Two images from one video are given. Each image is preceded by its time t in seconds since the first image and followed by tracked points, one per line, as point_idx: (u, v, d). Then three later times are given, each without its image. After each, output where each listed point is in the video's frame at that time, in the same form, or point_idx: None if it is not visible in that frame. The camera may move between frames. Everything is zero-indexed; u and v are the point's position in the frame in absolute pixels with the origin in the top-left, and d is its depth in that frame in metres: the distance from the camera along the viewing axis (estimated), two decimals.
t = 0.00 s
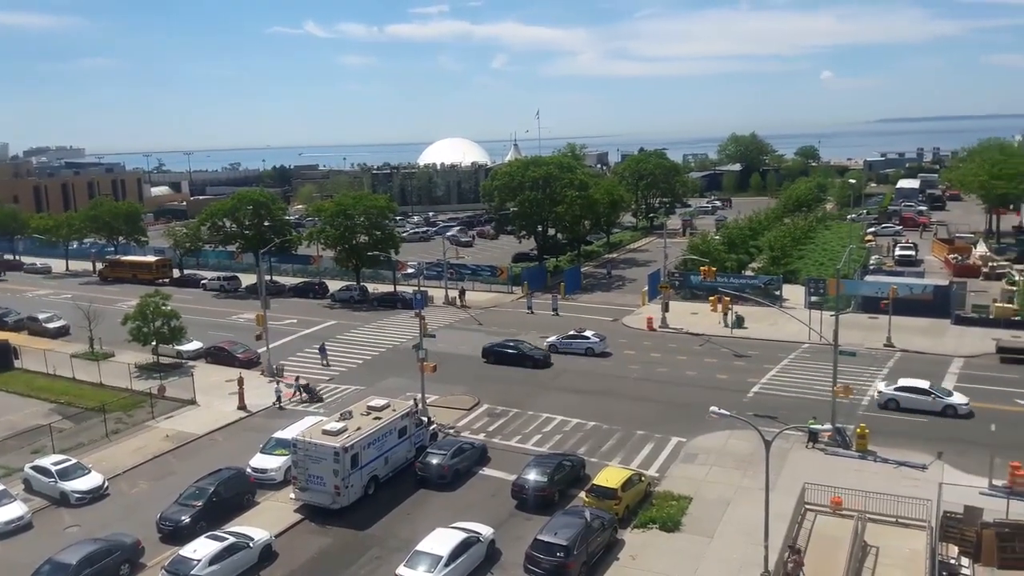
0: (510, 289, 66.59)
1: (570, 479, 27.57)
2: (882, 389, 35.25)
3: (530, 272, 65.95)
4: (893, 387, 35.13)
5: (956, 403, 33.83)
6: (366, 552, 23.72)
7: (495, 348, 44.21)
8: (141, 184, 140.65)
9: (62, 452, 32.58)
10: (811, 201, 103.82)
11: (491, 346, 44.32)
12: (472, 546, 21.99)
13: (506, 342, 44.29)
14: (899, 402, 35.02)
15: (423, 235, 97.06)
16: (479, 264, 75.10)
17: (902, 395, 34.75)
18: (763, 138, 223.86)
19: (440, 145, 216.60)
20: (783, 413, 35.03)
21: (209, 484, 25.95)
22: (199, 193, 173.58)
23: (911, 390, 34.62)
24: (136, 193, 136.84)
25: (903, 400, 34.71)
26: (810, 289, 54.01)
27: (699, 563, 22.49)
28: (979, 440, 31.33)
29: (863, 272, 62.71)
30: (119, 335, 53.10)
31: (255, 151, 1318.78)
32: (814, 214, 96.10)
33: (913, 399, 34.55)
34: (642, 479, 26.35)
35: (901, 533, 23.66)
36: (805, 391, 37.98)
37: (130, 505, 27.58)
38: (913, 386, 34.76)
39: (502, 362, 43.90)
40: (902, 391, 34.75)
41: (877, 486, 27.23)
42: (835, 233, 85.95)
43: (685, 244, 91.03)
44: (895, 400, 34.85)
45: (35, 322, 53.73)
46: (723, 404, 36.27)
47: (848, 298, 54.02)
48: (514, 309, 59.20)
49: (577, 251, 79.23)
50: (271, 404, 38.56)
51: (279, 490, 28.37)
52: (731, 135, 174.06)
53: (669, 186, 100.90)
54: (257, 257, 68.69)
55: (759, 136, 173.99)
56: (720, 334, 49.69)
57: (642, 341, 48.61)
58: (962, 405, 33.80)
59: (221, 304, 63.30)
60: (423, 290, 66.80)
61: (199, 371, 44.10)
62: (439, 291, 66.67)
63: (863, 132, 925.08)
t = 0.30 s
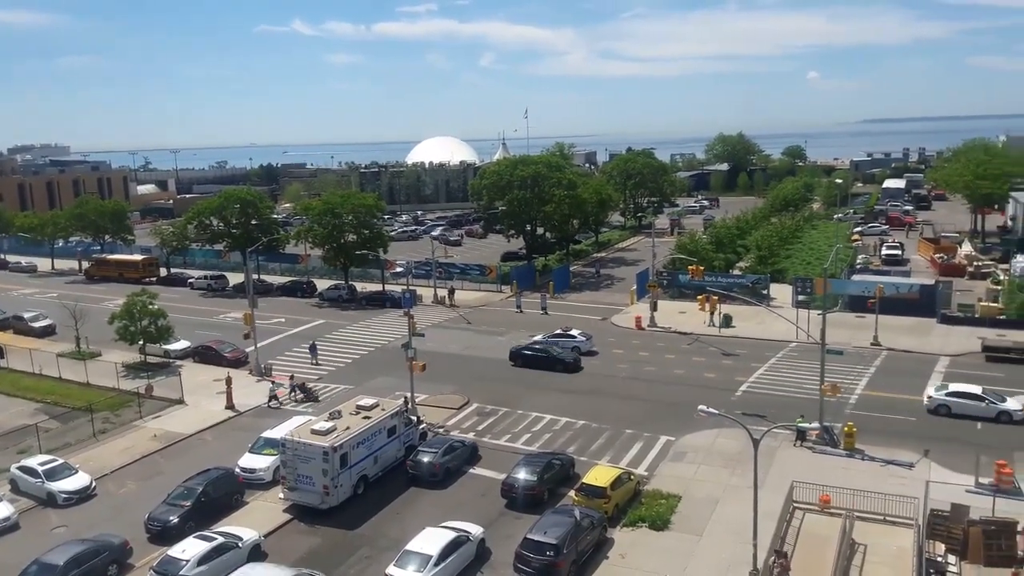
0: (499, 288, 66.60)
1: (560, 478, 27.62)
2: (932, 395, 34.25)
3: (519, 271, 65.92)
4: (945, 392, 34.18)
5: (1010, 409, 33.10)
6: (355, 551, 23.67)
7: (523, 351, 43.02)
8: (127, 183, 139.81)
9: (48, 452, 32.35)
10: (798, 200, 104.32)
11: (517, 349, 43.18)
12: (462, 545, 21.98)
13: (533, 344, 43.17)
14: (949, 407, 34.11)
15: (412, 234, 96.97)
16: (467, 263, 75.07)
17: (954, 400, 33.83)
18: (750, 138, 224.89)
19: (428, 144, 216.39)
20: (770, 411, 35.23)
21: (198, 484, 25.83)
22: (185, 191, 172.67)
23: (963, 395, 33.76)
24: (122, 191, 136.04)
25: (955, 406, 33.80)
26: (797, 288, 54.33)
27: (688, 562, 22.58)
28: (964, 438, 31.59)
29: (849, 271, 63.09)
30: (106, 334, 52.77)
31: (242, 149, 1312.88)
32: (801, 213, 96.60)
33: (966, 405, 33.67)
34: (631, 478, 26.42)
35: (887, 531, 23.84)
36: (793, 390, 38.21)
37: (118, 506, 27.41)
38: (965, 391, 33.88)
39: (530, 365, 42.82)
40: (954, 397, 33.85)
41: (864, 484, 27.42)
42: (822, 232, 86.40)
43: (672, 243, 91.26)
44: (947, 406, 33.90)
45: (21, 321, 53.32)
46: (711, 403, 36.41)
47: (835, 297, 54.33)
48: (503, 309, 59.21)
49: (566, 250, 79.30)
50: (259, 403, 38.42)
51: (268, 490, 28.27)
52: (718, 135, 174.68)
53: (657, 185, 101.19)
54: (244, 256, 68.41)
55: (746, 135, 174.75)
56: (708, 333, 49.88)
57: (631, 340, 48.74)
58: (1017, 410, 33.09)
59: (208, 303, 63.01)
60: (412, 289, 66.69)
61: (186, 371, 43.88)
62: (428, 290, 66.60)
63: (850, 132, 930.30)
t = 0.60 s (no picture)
0: (497, 288, 66.61)
1: (557, 478, 27.63)
2: (997, 402, 33.38)
3: (517, 272, 65.90)
4: (1007, 400, 33.40)
5: None
6: (352, 552, 23.66)
7: (561, 357, 41.98)
8: (124, 184, 139.60)
9: (45, 453, 32.30)
10: (795, 201, 104.41)
11: (557, 354, 42.04)
12: (459, 546, 21.97)
13: (573, 349, 42.00)
14: (1013, 414, 33.31)
15: (409, 235, 96.95)
16: (464, 264, 75.07)
17: (1019, 407, 33.06)
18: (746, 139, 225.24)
19: (426, 144, 216.34)
20: (767, 411, 35.28)
21: (195, 484, 25.82)
22: (182, 193, 172.43)
23: None
24: (119, 192, 135.89)
25: (1021, 413, 33.03)
26: (794, 289, 54.39)
27: (685, 562, 22.61)
28: (961, 438, 31.65)
29: (846, 272, 63.19)
30: (103, 335, 52.69)
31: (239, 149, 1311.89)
32: (798, 214, 96.69)
33: None
34: (629, 478, 26.43)
35: (884, 531, 23.87)
36: (790, 390, 38.27)
37: (115, 507, 27.38)
38: None
39: (569, 370, 41.75)
40: (1018, 403, 33.08)
41: (861, 484, 27.45)
42: (818, 233, 86.50)
43: (670, 244, 91.30)
44: (1013, 413, 33.10)
45: (17, 322, 53.22)
46: (708, 404, 36.43)
47: (832, 298, 54.38)
48: (500, 309, 59.22)
49: (563, 251, 79.31)
50: (256, 404, 38.38)
51: (265, 491, 28.25)
52: (715, 136, 174.78)
53: (654, 186, 101.25)
54: (241, 257, 68.35)
55: (743, 136, 174.90)
56: (705, 334, 49.93)
57: (628, 340, 48.75)
58: None
59: (204, 304, 62.94)
60: (409, 290, 66.67)
61: (183, 372, 43.84)
62: (425, 291, 66.59)
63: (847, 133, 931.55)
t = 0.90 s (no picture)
0: (488, 291, 66.63)
1: (547, 481, 27.67)
2: None
3: (508, 275, 65.97)
4: None
5: None
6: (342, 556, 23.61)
7: (596, 364, 40.87)
8: (114, 186, 138.96)
9: (32, 456, 32.13)
10: (785, 205, 104.87)
11: (592, 362, 40.95)
12: (448, 549, 21.96)
13: (608, 357, 40.92)
14: None
15: (400, 238, 96.84)
16: (456, 267, 75.06)
17: None
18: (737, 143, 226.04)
19: (417, 147, 216.28)
20: (757, 415, 35.39)
21: (183, 488, 25.73)
22: (172, 194, 171.72)
23: None
24: (109, 194, 135.31)
25: None
26: (784, 292, 54.61)
27: (674, 565, 22.66)
28: (948, 442, 31.83)
29: (836, 276, 63.47)
30: (91, 337, 52.45)
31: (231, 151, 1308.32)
32: (788, 218, 97.10)
33: None
34: (619, 481, 26.47)
35: (873, 534, 23.99)
36: (780, 393, 38.40)
37: (103, 510, 27.26)
38: None
39: (605, 379, 40.60)
40: None
41: (850, 488, 27.58)
42: (808, 237, 86.87)
43: (660, 247, 91.54)
44: None
45: (5, 324, 52.93)
46: (698, 407, 36.53)
47: (821, 302, 54.62)
48: (491, 312, 59.24)
49: (554, 254, 79.41)
50: (245, 407, 38.26)
51: (254, 494, 28.16)
52: (706, 140, 175.31)
53: (645, 190, 101.42)
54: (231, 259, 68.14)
55: (734, 139, 175.45)
56: (696, 337, 50.06)
57: (618, 344, 48.84)
58: None
59: (194, 306, 62.74)
60: (400, 292, 66.61)
61: (172, 374, 43.67)
62: (416, 293, 66.56)
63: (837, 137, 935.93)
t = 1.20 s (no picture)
0: (478, 295, 66.58)
1: (539, 485, 27.67)
2: None
3: (499, 278, 65.96)
4: None
5: None
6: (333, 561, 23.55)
7: (632, 373, 39.67)
8: (102, 190, 138.16)
9: (20, 462, 31.89)
10: (774, 207, 105.27)
11: (628, 370, 39.79)
12: (440, 554, 21.93)
13: (646, 365, 39.74)
14: None
15: (390, 242, 96.67)
16: (446, 270, 74.98)
17: None
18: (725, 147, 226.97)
19: (407, 151, 216.08)
20: (747, 417, 35.49)
21: (173, 493, 25.59)
22: (161, 199, 170.87)
23: None
24: (97, 199, 134.50)
25: None
26: (773, 295, 54.85)
27: (666, 568, 22.69)
28: (937, 442, 32.02)
29: (824, 278, 63.77)
30: (79, 343, 52.11)
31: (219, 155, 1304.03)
32: (777, 221, 97.52)
33: None
34: (610, 484, 26.49)
35: (863, 535, 24.09)
36: (770, 396, 38.52)
37: (92, 516, 27.09)
38: None
39: (643, 387, 39.42)
40: None
41: (840, 489, 27.69)
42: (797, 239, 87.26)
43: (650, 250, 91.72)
44: None
45: None
46: (689, 409, 36.60)
47: (810, 304, 54.87)
48: (481, 316, 59.20)
49: (544, 257, 79.45)
50: (235, 412, 38.09)
51: (244, 499, 28.04)
52: (695, 143, 175.83)
53: (634, 193, 101.59)
54: (220, 264, 67.85)
55: (723, 143, 176.04)
56: (686, 340, 50.16)
57: (608, 347, 48.90)
58: None
59: (183, 311, 62.42)
60: (391, 296, 66.48)
61: (161, 379, 43.43)
62: (406, 297, 66.46)
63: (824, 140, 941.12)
